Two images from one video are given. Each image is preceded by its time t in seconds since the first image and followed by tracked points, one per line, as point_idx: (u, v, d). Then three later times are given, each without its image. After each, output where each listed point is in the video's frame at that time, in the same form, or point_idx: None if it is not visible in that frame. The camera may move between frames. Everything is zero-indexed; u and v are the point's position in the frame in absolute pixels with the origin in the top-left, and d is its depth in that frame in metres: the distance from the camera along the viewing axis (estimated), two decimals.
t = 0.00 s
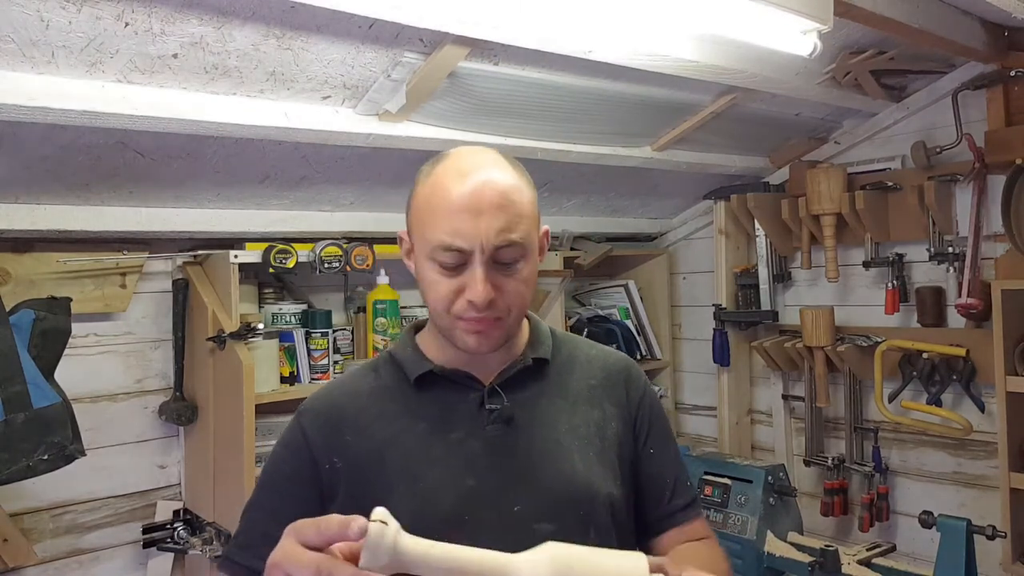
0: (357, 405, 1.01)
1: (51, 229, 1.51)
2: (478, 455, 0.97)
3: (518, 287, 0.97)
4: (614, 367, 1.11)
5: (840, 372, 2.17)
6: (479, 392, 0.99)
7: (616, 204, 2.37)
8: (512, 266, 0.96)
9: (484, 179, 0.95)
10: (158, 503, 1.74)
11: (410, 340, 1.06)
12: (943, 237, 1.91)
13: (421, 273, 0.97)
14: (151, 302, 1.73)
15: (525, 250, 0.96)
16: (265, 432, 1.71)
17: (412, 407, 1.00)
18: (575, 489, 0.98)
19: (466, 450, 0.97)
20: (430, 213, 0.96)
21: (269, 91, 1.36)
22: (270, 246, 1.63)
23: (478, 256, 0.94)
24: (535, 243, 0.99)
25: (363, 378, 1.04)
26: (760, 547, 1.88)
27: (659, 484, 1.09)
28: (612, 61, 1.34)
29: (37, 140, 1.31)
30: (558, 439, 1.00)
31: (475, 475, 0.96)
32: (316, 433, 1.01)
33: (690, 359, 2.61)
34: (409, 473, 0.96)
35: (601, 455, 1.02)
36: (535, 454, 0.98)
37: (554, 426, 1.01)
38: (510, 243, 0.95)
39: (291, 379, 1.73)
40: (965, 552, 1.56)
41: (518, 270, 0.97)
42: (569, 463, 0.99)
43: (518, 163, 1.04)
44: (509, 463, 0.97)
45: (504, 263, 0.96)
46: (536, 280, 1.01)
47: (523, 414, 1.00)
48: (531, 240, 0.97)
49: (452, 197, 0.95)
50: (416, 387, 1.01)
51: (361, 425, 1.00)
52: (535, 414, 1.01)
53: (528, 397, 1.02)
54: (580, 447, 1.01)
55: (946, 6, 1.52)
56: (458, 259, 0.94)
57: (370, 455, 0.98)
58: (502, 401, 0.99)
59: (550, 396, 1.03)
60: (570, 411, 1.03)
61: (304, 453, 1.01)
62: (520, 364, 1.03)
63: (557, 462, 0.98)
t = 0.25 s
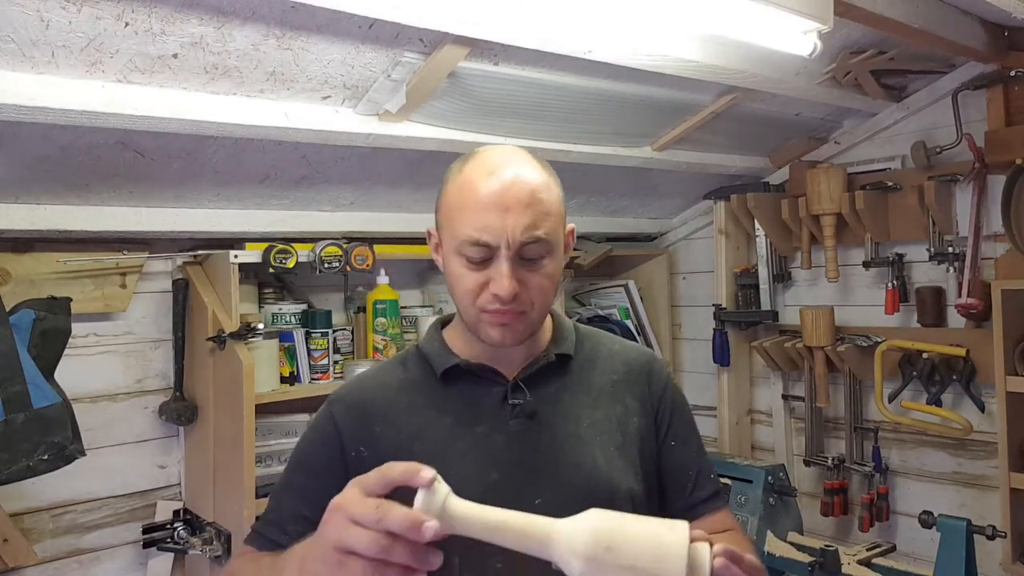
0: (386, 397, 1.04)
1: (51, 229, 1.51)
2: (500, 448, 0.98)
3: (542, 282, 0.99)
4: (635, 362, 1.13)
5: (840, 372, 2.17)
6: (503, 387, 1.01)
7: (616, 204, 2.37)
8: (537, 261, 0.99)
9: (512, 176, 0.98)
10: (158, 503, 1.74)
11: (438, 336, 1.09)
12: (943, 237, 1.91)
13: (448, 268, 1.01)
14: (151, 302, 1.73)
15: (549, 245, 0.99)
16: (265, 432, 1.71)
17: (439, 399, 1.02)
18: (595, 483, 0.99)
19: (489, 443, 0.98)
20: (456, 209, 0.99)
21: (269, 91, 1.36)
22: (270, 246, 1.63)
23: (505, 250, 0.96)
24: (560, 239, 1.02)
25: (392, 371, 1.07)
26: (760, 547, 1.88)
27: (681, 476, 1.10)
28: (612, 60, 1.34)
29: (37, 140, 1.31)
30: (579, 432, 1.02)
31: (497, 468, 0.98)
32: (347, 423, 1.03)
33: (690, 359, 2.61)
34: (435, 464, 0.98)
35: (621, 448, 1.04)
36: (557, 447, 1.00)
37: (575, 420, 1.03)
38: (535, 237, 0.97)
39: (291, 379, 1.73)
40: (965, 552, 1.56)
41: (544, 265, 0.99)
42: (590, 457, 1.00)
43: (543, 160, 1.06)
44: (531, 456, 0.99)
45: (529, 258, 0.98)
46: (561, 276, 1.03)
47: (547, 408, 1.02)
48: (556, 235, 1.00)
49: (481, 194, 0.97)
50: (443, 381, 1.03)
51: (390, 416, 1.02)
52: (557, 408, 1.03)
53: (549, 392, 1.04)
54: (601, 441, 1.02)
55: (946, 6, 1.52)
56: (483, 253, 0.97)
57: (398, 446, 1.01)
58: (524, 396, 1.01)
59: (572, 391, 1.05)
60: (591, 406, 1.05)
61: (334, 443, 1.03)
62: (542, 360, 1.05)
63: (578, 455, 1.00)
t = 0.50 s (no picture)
0: (426, 384, 1.05)
1: (51, 229, 1.51)
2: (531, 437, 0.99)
3: (572, 269, 1.00)
4: (668, 360, 1.09)
5: (840, 372, 2.17)
6: (533, 378, 1.02)
7: (616, 204, 2.37)
8: (566, 248, 1.00)
9: (539, 166, 1.01)
10: (158, 503, 1.74)
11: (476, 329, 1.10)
12: (943, 237, 1.91)
13: (482, 260, 1.03)
14: (151, 302, 1.73)
15: (577, 232, 1.01)
16: (265, 432, 1.71)
17: (475, 388, 1.03)
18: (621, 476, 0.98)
19: (517, 433, 0.99)
20: (487, 202, 1.03)
21: (269, 91, 1.36)
22: (270, 246, 1.63)
23: (534, 236, 0.99)
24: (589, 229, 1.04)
25: (432, 359, 1.08)
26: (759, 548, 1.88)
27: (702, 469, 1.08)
28: (612, 60, 1.34)
29: (36, 140, 1.31)
30: (605, 426, 1.01)
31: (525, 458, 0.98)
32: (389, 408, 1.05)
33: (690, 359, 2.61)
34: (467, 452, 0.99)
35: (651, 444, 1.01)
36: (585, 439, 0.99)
37: (600, 415, 1.01)
38: (562, 223, 1.00)
39: (291, 379, 1.73)
40: (965, 552, 1.56)
41: (573, 253, 1.01)
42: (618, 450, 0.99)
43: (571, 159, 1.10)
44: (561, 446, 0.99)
45: (558, 245, 1.00)
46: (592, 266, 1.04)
47: (574, 401, 1.02)
48: (583, 223, 1.02)
49: (511, 183, 1.01)
50: (478, 370, 1.04)
51: (428, 401, 1.03)
52: (584, 402, 1.02)
53: (579, 385, 1.03)
54: (627, 436, 1.00)
55: (946, 6, 1.52)
56: (513, 241, 1.00)
57: (434, 433, 1.01)
58: (553, 389, 1.01)
59: (600, 386, 1.04)
60: (618, 402, 1.03)
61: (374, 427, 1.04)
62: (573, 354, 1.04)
63: (605, 449, 0.99)
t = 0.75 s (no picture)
0: (459, 372, 1.06)
1: (51, 229, 1.51)
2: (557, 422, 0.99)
3: (609, 265, 1.01)
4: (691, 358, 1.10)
5: (840, 372, 2.17)
6: (559, 371, 1.02)
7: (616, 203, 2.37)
8: (604, 244, 1.02)
9: (585, 166, 1.04)
10: (158, 503, 1.74)
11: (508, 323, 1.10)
12: (943, 237, 1.91)
13: (520, 253, 1.05)
14: (151, 302, 1.73)
15: (616, 230, 1.03)
16: (265, 432, 1.70)
17: (505, 377, 1.03)
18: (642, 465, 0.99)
19: (544, 420, 0.99)
20: (531, 198, 1.05)
21: (269, 91, 1.36)
22: (270, 246, 1.63)
23: (576, 229, 1.01)
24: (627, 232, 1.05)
25: (467, 351, 1.09)
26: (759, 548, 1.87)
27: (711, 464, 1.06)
28: (611, 61, 1.34)
29: (36, 140, 1.31)
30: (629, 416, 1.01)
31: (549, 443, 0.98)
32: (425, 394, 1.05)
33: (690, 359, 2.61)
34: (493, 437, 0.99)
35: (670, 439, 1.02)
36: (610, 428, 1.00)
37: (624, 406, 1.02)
38: (602, 220, 1.02)
39: (291, 379, 1.73)
40: (964, 552, 1.56)
41: (611, 251, 1.02)
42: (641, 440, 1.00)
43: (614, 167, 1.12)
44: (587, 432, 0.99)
45: (597, 241, 1.02)
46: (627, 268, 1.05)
47: (599, 393, 1.02)
48: (622, 223, 1.03)
49: (557, 179, 1.04)
50: (508, 360, 1.04)
51: (460, 389, 1.04)
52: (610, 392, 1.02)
53: (605, 375, 1.04)
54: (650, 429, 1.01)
55: (946, 6, 1.52)
56: (553, 235, 1.02)
57: (464, 418, 1.02)
58: (579, 380, 1.02)
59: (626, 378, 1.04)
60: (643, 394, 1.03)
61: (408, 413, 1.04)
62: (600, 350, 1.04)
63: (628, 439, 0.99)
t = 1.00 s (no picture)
0: (481, 369, 1.06)
1: (51, 229, 1.51)
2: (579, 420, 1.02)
3: (620, 262, 1.02)
4: (709, 365, 1.12)
5: (840, 372, 2.17)
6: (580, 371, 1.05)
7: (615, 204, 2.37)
8: (617, 241, 1.03)
9: (603, 167, 1.07)
10: (158, 503, 1.74)
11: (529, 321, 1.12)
12: (943, 237, 1.91)
13: (539, 246, 1.08)
14: (151, 302, 1.73)
15: (631, 229, 1.03)
16: (265, 433, 1.71)
17: (526, 376, 1.05)
18: (660, 465, 1.01)
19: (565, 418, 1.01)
20: (553, 193, 1.08)
21: (269, 91, 1.36)
22: (270, 246, 1.63)
23: (587, 223, 1.02)
24: (645, 233, 1.06)
25: (486, 348, 1.09)
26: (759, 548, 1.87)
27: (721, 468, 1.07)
28: (611, 60, 1.34)
29: (36, 140, 1.31)
30: (647, 417, 1.03)
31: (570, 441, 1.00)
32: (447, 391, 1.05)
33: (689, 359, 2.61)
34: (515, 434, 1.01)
35: (686, 441, 1.05)
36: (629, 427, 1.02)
37: (642, 408, 1.04)
38: (617, 216, 1.03)
39: (291, 379, 1.73)
40: (965, 552, 1.56)
41: (625, 249, 1.03)
42: (660, 440, 1.02)
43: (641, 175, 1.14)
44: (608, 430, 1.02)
45: (610, 237, 1.03)
46: (642, 268, 1.05)
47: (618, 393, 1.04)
48: (638, 223, 1.04)
49: (575, 178, 1.07)
50: (529, 359, 1.06)
51: (483, 386, 1.05)
52: (629, 394, 1.05)
53: (623, 377, 1.07)
54: (667, 430, 1.03)
55: (946, 6, 1.52)
56: (568, 229, 1.04)
57: (488, 415, 1.03)
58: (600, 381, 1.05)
59: (644, 381, 1.07)
60: (661, 397, 1.06)
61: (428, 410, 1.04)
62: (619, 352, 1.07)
63: (646, 438, 1.02)
